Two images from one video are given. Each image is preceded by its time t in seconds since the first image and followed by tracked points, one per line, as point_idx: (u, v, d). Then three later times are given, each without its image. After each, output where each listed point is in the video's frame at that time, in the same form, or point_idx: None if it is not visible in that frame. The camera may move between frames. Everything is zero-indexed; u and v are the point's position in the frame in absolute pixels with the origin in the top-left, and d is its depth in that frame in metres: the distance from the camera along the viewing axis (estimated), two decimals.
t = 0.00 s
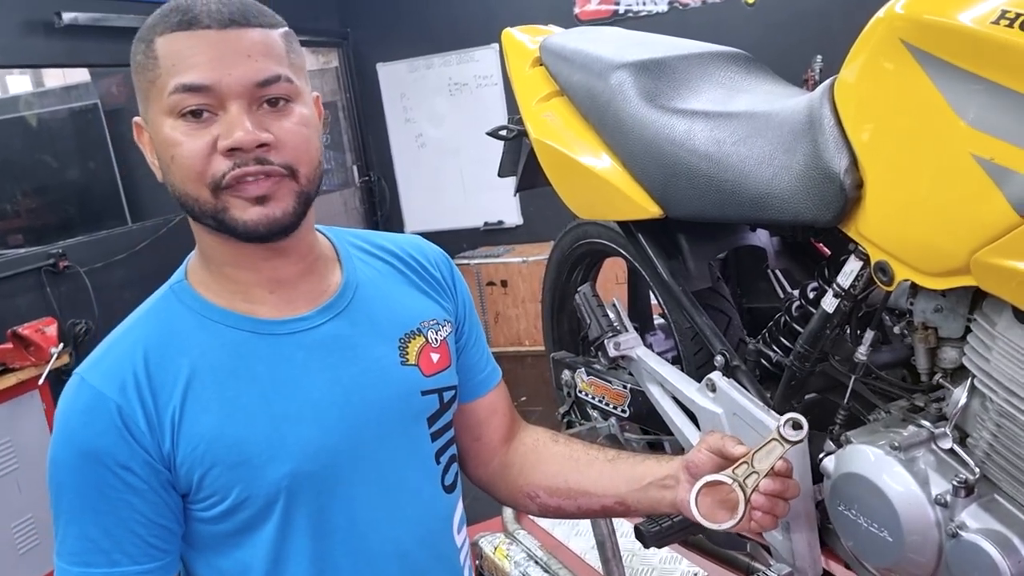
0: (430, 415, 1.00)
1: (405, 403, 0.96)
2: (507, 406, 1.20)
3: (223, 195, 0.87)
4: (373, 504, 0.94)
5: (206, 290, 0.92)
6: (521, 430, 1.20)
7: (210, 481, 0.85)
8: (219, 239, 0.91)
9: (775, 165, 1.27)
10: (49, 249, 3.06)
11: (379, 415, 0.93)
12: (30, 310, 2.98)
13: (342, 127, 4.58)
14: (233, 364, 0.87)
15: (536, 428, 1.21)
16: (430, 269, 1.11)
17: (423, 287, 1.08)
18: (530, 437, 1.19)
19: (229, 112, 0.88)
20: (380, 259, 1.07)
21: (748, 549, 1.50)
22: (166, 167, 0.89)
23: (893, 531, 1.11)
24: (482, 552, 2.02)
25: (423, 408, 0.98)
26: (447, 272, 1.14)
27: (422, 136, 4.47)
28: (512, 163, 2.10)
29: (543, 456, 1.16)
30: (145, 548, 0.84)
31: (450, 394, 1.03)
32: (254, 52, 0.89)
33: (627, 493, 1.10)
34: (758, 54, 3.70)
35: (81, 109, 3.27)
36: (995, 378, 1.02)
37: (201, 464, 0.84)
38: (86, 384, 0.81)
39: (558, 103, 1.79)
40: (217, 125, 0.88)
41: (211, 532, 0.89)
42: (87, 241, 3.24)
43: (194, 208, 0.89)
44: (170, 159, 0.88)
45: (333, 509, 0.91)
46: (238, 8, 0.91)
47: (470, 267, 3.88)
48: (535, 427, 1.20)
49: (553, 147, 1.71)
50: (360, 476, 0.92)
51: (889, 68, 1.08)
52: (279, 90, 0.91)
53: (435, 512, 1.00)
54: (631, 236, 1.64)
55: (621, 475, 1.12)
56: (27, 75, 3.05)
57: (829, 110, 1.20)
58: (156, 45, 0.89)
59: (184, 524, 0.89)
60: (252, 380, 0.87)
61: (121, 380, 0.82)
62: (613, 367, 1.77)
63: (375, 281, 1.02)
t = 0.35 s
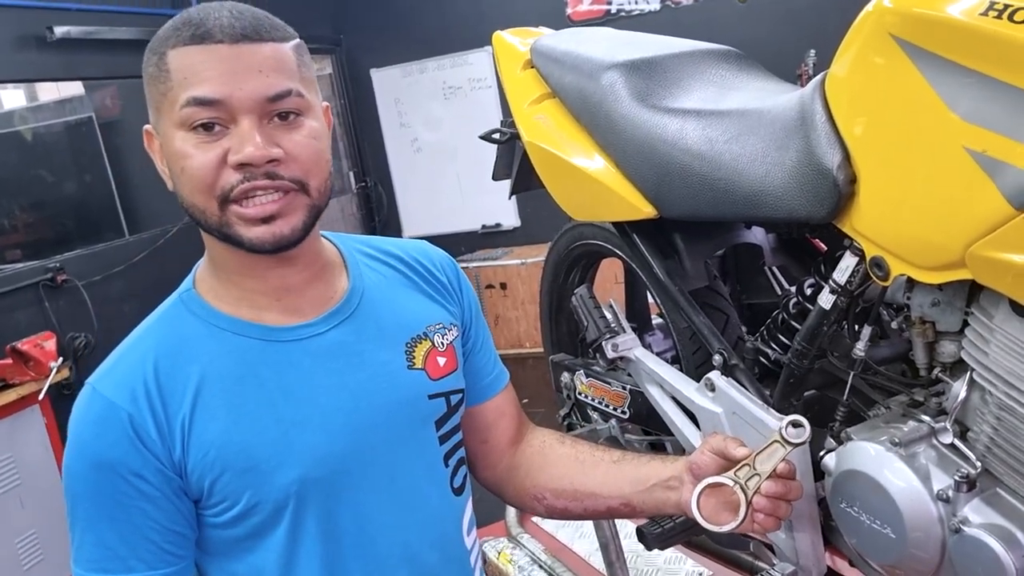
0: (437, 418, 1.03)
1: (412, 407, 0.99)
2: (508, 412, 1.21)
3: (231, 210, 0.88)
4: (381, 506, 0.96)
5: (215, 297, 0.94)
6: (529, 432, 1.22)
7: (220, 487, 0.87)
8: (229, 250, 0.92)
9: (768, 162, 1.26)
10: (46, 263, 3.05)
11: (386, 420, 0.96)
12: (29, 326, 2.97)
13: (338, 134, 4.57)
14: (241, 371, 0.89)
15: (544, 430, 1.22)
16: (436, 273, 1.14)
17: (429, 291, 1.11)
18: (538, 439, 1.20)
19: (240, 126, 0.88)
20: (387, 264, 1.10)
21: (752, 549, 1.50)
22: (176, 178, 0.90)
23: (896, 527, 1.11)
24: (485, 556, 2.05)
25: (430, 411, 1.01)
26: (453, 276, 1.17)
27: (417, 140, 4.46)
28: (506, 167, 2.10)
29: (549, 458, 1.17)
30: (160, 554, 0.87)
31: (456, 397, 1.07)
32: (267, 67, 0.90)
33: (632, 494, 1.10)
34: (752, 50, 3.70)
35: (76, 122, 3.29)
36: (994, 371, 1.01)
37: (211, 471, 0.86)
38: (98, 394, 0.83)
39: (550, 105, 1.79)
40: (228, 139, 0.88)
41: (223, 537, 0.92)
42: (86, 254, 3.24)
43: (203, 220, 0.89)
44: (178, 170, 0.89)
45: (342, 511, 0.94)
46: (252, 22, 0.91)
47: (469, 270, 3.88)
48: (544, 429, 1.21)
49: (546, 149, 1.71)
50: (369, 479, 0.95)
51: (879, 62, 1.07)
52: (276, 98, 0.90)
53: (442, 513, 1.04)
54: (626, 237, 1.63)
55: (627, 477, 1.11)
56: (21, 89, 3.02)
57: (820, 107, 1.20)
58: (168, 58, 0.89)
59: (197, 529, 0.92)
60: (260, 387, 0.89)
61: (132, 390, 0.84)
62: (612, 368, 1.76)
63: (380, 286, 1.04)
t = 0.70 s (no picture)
0: (442, 419, 1.04)
1: (415, 408, 1.00)
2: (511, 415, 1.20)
3: (311, 223, 0.91)
4: (386, 507, 0.98)
5: (223, 302, 0.96)
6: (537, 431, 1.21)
7: (227, 490, 0.89)
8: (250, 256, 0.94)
9: (762, 160, 1.26)
10: (44, 273, 3.04)
11: (391, 421, 0.98)
12: (29, 336, 2.96)
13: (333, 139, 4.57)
14: (247, 376, 0.91)
15: (552, 429, 1.22)
16: (440, 275, 1.15)
17: (433, 293, 1.12)
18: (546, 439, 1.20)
19: (315, 143, 0.90)
20: (392, 268, 1.11)
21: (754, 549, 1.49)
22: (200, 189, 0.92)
23: (897, 525, 1.10)
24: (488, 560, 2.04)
25: (434, 413, 1.03)
26: (457, 277, 1.17)
27: (413, 143, 4.46)
28: (501, 169, 2.09)
29: (556, 457, 1.17)
30: (170, 555, 0.89)
31: (461, 399, 1.07)
32: (322, 84, 0.91)
33: (638, 494, 1.11)
34: (745, 45, 3.70)
35: (71, 131, 3.27)
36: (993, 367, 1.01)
37: (218, 474, 0.88)
38: (108, 400, 0.86)
39: (543, 106, 1.78)
40: (305, 156, 0.89)
41: (233, 538, 0.94)
42: (84, 264, 3.23)
43: (278, 237, 0.90)
44: (258, 195, 0.88)
45: (348, 512, 0.95)
46: (290, 40, 0.92)
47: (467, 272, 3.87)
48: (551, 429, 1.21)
49: (540, 151, 1.70)
50: (373, 480, 0.96)
51: (872, 58, 1.07)
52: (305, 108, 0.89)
53: (448, 513, 1.05)
54: (622, 237, 1.63)
55: (632, 476, 1.12)
56: (16, 100, 3.02)
57: (813, 103, 1.19)
58: (229, 79, 0.88)
59: (208, 532, 0.94)
60: (265, 391, 0.91)
61: (141, 395, 0.86)
62: (610, 369, 1.75)
63: (386, 291, 1.07)
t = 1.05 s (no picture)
0: (444, 421, 1.04)
1: (417, 410, 1.00)
2: (514, 415, 1.20)
3: (329, 235, 0.92)
4: (390, 508, 0.98)
5: (224, 309, 0.95)
6: (561, 419, 1.21)
7: (232, 495, 0.89)
8: (253, 261, 0.94)
9: (758, 157, 1.26)
10: (44, 283, 3.04)
11: (393, 423, 0.98)
12: (29, 347, 2.95)
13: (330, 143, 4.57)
14: (249, 381, 0.91)
15: (577, 417, 1.22)
16: (439, 278, 1.15)
17: (433, 296, 1.13)
18: (574, 428, 1.20)
19: (339, 156, 0.92)
20: (392, 272, 1.12)
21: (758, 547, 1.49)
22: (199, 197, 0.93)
23: (901, 519, 1.10)
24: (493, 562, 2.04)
25: (436, 415, 1.03)
26: (455, 279, 1.18)
27: (410, 145, 4.45)
28: (498, 170, 2.09)
29: (589, 446, 1.17)
30: (177, 561, 0.89)
31: (463, 400, 1.08)
32: (343, 97, 0.93)
33: (680, 480, 1.10)
34: (741, 39, 3.68)
35: (69, 141, 3.27)
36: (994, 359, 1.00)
37: (222, 479, 0.88)
38: (112, 408, 0.86)
39: (539, 106, 1.78)
40: (329, 169, 0.91)
41: (238, 543, 0.94)
42: (83, 273, 3.23)
43: (299, 249, 0.91)
44: (287, 210, 0.89)
45: (353, 515, 0.95)
46: (311, 55, 0.94)
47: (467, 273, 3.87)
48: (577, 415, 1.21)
49: (536, 152, 1.70)
50: (377, 482, 0.96)
51: (866, 53, 1.07)
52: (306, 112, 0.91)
53: (452, 515, 1.05)
54: (620, 236, 1.63)
55: (671, 462, 1.11)
56: (12, 110, 3.02)
57: (809, 99, 1.19)
58: (257, 94, 0.88)
59: (213, 538, 0.94)
60: (268, 396, 0.91)
61: (145, 403, 0.86)
62: (612, 369, 1.75)
63: (386, 294, 1.07)
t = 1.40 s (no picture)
0: (445, 425, 1.04)
1: (418, 414, 1.00)
2: (510, 419, 1.20)
3: (310, 236, 0.91)
4: (391, 512, 0.98)
5: (224, 314, 0.95)
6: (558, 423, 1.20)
7: (232, 500, 0.89)
8: (250, 265, 0.94)
9: (754, 154, 1.25)
10: (43, 290, 3.03)
11: (394, 427, 0.98)
12: (29, 353, 2.95)
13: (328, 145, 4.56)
14: (249, 386, 0.90)
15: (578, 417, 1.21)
16: (440, 280, 1.16)
17: (433, 298, 1.12)
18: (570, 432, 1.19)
19: (318, 157, 0.90)
20: (392, 275, 1.12)
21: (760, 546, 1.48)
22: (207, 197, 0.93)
23: (902, 515, 1.10)
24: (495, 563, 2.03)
25: (437, 418, 1.03)
26: (456, 282, 1.18)
27: (408, 146, 4.45)
28: (495, 171, 2.09)
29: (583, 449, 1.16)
30: (177, 567, 0.89)
31: (463, 403, 1.07)
32: (332, 99, 0.92)
33: (670, 485, 1.10)
34: (739, 35, 3.67)
35: (67, 146, 3.27)
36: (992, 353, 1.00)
37: (222, 485, 0.88)
38: (112, 414, 0.86)
39: (534, 106, 1.78)
40: (307, 170, 0.90)
41: (240, 548, 0.93)
42: (84, 278, 3.22)
43: (277, 248, 0.90)
44: (260, 207, 0.89)
45: (353, 519, 0.95)
46: (301, 53, 0.93)
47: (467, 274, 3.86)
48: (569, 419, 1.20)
49: (533, 152, 1.70)
50: (377, 487, 0.96)
51: (861, 48, 1.06)
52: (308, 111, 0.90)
53: (453, 518, 1.05)
54: (618, 235, 1.62)
55: (660, 465, 1.12)
56: (10, 117, 3.02)
57: (803, 94, 1.19)
58: (235, 90, 0.88)
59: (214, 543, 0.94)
60: (268, 401, 0.91)
61: (144, 408, 0.86)
62: (611, 368, 1.75)
63: (386, 297, 1.07)
